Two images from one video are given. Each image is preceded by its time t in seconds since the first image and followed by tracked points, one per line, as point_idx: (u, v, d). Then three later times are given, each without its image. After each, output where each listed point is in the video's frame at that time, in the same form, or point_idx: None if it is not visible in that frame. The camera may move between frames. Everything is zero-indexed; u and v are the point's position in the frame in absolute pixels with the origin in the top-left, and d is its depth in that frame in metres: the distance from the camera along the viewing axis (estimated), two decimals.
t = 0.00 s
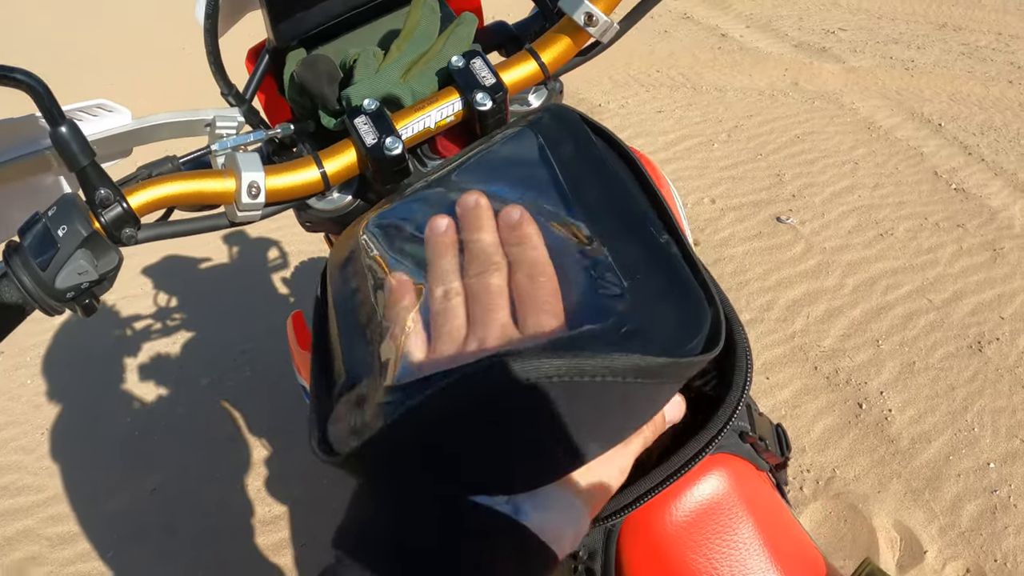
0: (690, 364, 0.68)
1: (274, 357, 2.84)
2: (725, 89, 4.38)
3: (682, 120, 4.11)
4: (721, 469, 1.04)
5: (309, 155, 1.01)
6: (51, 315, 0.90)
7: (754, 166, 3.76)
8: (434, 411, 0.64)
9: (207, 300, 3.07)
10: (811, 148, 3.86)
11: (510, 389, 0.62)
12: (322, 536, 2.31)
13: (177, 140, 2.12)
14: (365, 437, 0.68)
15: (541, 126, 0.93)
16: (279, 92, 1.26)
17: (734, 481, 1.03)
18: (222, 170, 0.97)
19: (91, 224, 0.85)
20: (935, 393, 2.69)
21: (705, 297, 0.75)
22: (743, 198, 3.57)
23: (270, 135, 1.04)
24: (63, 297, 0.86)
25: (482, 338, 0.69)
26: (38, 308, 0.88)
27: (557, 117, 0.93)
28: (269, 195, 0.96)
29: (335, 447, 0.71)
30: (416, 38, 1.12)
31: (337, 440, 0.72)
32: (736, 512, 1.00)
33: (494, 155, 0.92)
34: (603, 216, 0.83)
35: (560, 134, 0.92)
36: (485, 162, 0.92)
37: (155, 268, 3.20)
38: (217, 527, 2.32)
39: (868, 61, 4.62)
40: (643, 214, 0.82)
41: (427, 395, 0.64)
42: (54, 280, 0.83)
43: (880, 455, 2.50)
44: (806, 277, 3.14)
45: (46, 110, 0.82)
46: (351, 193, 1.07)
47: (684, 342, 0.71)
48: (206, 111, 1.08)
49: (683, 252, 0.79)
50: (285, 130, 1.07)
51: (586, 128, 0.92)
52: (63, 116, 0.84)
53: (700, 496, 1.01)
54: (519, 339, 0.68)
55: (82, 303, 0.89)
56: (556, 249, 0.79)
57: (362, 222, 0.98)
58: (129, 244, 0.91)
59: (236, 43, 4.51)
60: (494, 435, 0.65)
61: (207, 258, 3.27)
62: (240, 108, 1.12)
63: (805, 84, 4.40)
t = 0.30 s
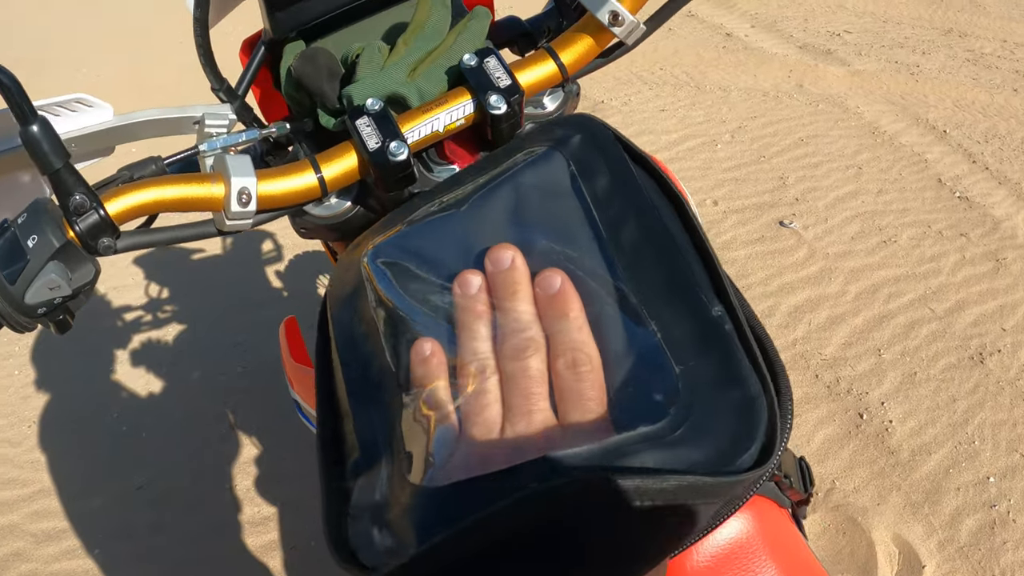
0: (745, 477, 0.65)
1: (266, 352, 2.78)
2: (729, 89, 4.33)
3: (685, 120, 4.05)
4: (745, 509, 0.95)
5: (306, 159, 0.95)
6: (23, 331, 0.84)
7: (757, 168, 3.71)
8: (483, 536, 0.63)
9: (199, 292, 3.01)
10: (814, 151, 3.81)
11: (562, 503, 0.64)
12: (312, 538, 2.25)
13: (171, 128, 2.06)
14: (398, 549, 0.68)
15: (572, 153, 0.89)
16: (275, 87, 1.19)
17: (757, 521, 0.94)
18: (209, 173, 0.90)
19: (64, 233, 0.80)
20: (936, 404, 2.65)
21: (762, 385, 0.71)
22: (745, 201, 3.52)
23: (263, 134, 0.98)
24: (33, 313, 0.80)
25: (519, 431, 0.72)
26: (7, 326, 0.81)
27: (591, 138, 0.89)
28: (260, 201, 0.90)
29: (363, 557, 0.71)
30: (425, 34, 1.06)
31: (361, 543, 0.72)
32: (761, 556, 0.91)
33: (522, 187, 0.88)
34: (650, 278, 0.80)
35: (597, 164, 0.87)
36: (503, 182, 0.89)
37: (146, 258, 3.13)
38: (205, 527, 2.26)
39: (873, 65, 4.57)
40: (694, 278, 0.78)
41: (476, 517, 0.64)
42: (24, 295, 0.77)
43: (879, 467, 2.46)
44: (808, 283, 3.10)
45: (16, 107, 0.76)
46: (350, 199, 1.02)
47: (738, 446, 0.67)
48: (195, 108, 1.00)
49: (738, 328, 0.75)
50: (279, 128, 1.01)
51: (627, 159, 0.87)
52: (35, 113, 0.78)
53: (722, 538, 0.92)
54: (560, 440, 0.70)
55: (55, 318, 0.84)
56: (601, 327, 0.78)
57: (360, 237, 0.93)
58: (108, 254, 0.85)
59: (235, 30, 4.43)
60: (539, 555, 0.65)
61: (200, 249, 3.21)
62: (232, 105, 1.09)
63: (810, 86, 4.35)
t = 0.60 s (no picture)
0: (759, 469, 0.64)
1: (265, 338, 2.76)
2: (732, 85, 4.32)
3: (688, 115, 4.05)
4: (758, 488, 0.95)
5: (325, 130, 0.94)
6: (32, 297, 0.84)
7: (759, 165, 3.70)
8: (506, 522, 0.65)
9: (198, 277, 2.99)
10: (816, 149, 3.81)
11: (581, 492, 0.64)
12: (308, 523, 2.23)
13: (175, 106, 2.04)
14: (422, 528, 0.69)
15: (600, 131, 0.86)
16: (291, 62, 1.18)
17: (771, 503, 0.93)
18: (227, 141, 0.89)
19: (80, 197, 0.79)
20: (933, 403, 2.65)
21: (783, 375, 0.69)
22: (746, 197, 3.51)
23: (281, 106, 0.97)
24: (45, 278, 0.79)
25: (540, 413, 0.71)
26: (16, 290, 0.80)
27: (621, 117, 0.86)
28: (279, 170, 0.89)
29: (384, 529, 0.72)
30: (447, 10, 1.05)
31: (382, 517, 0.73)
32: (774, 537, 0.91)
33: (547, 164, 0.86)
34: (673, 261, 0.78)
35: (625, 143, 0.85)
36: (527, 157, 0.87)
37: (146, 242, 3.12)
38: (201, 511, 2.24)
39: (876, 65, 4.57)
40: (719, 264, 0.76)
41: (500, 502, 0.65)
42: (37, 260, 0.77)
43: (877, 463, 2.46)
44: (808, 279, 3.10)
45: (34, 66, 0.75)
46: (367, 173, 1.01)
47: (756, 435, 0.66)
48: (212, 77, 0.99)
49: (760, 316, 0.73)
50: (297, 101, 1.00)
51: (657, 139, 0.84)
52: (53, 74, 0.77)
53: (737, 517, 0.91)
54: (579, 423, 0.69)
55: (66, 284, 0.83)
56: (624, 312, 0.76)
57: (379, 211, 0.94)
58: (122, 220, 0.85)
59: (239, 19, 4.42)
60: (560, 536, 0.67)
61: (200, 234, 3.19)
62: (251, 76, 1.07)
63: (813, 84, 4.34)
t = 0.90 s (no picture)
0: (741, 460, 0.64)
1: (258, 328, 2.76)
2: (731, 83, 4.32)
3: (686, 112, 4.04)
4: (741, 484, 0.95)
5: (315, 117, 0.94)
6: (20, 278, 0.84)
7: (756, 164, 3.70)
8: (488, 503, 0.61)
9: (192, 266, 2.98)
10: (814, 149, 3.81)
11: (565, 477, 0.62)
12: (298, 514, 2.22)
13: (170, 92, 2.03)
14: (395, 513, 0.68)
15: (587, 121, 0.87)
16: (284, 49, 1.17)
17: (755, 499, 0.93)
18: (217, 127, 0.89)
19: (68, 180, 0.78)
20: (925, 404, 2.66)
21: (764, 366, 0.69)
22: (743, 195, 3.51)
23: (273, 93, 0.97)
24: (33, 260, 0.79)
25: (518, 401, 0.70)
26: (4, 272, 0.80)
27: (608, 108, 0.87)
28: (268, 157, 0.89)
29: (358, 515, 0.70)
30: None
31: (357, 501, 0.71)
32: (757, 533, 0.91)
33: (533, 153, 0.86)
34: (657, 251, 0.79)
35: (612, 133, 0.86)
36: (515, 145, 0.87)
37: (141, 230, 3.11)
38: (190, 500, 2.24)
39: (875, 67, 4.57)
40: (703, 254, 0.76)
41: (481, 483, 0.61)
42: (24, 242, 0.76)
43: (867, 464, 2.47)
44: (802, 279, 3.10)
45: (25, 48, 0.74)
46: (356, 161, 1.01)
47: (738, 426, 0.66)
48: (204, 62, 0.99)
49: (743, 307, 0.74)
50: (288, 88, 1.00)
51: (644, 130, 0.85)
52: (44, 56, 0.76)
53: (719, 512, 0.91)
54: (557, 411, 0.69)
55: (53, 267, 0.83)
56: (606, 301, 0.76)
57: (366, 198, 0.93)
58: (111, 203, 0.84)
59: (238, 8, 4.41)
60: (537, 525, 0.64)
61: (195, 223, 3.18)
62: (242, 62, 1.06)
63: (812, 85, 4.34)
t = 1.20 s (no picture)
0: (735, 468, 0.64)
1: (256, 321, 2.76)
2: (731, 83, 4.32)
3: (686, 111, 4.05)
4: (736, 486, 0.95)
5: (318, 115, 0.94)
6: (23, 272, 0.84)
7: (755, 164, 3.71)
8: (488, 506, 0.62)
9: (190, 259, 2.98)
10: (813, 150, 3.82)
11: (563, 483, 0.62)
12: (293, 508, 2.23)
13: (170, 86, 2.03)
14: (393, 513, 0.69)
15: (589, 126, 0.87)
16: (287, 46, 1.17)
17: (750, 501, 0.94)
18: (221, 124, 0.89)
19: (72, 175, 0.78)
20: (919, 407, 2.67)
21: (761, 373, 0.69)
22: (741, 195, 3.52)
23: (276, 90, 0.97)
24: (36, 255, 0.79)
25: (516, 406, 0.70)
26: (7, 266, 0.81)
27: (610, 113, 0.87)
28: (272, 154, 0.89)
29: (356, 515, 0.71)
30: None
31: (354, 500, 0.72)
32: (751, 534, 0.92)
33: (535, 157, 0.87)
34: (656, 257, 0.79)
35: (615, 138, 0.86)
36: (517, 150, 0.87)
37: (139, 221, 3.11)
38: (185, 492, 2.24)
39: (875, 69, 4.58)
40: (703, 261, 0.76)
41: (479, 487, 0.62)
42: (28, 236, 0.76)
43: (861, 465, 2.48)
44: (799, 280, 3.11)
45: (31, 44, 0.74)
46: (359, 159, 1.01)
47: (733, 434, 0.67)
48: (207, 59, 0.99)
49: (742, 313, 0.74)
50: (292, 86, 1.00)
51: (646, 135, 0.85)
52: (49, 51, 0.76)
53: (715, 513, 0.92)
54: (554, 416, 0.69)
55: (56, 261, 0.83)
56: (605, 306, 0.76)
57: (367, 199, 0.94)
58: (114, 198, 0.84)
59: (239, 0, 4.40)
60: (533, 530, 0.65)
61: (193, 215, 3.18)
62: (246, 58, 1.07)
63: (811, 85, 4.35)
